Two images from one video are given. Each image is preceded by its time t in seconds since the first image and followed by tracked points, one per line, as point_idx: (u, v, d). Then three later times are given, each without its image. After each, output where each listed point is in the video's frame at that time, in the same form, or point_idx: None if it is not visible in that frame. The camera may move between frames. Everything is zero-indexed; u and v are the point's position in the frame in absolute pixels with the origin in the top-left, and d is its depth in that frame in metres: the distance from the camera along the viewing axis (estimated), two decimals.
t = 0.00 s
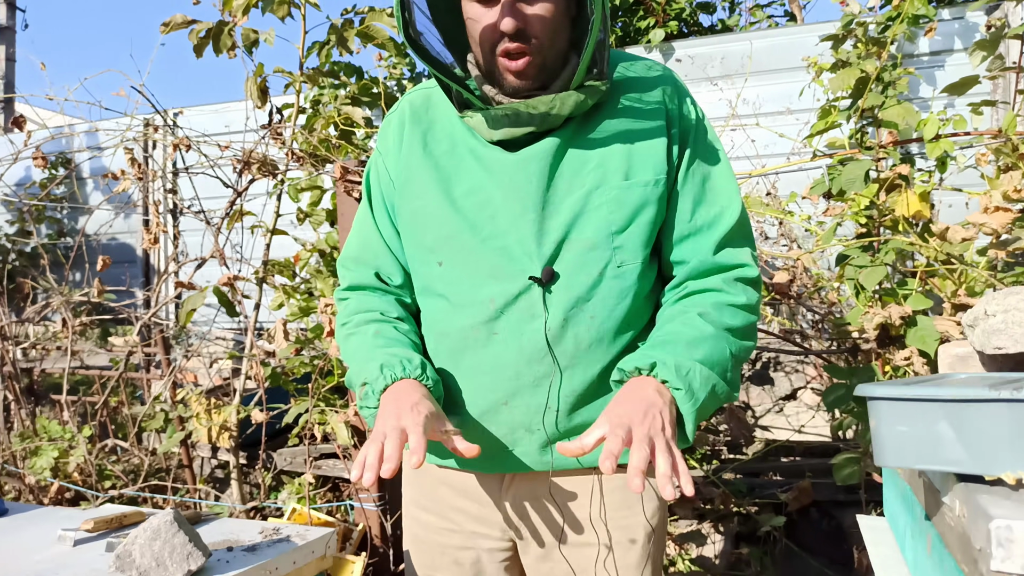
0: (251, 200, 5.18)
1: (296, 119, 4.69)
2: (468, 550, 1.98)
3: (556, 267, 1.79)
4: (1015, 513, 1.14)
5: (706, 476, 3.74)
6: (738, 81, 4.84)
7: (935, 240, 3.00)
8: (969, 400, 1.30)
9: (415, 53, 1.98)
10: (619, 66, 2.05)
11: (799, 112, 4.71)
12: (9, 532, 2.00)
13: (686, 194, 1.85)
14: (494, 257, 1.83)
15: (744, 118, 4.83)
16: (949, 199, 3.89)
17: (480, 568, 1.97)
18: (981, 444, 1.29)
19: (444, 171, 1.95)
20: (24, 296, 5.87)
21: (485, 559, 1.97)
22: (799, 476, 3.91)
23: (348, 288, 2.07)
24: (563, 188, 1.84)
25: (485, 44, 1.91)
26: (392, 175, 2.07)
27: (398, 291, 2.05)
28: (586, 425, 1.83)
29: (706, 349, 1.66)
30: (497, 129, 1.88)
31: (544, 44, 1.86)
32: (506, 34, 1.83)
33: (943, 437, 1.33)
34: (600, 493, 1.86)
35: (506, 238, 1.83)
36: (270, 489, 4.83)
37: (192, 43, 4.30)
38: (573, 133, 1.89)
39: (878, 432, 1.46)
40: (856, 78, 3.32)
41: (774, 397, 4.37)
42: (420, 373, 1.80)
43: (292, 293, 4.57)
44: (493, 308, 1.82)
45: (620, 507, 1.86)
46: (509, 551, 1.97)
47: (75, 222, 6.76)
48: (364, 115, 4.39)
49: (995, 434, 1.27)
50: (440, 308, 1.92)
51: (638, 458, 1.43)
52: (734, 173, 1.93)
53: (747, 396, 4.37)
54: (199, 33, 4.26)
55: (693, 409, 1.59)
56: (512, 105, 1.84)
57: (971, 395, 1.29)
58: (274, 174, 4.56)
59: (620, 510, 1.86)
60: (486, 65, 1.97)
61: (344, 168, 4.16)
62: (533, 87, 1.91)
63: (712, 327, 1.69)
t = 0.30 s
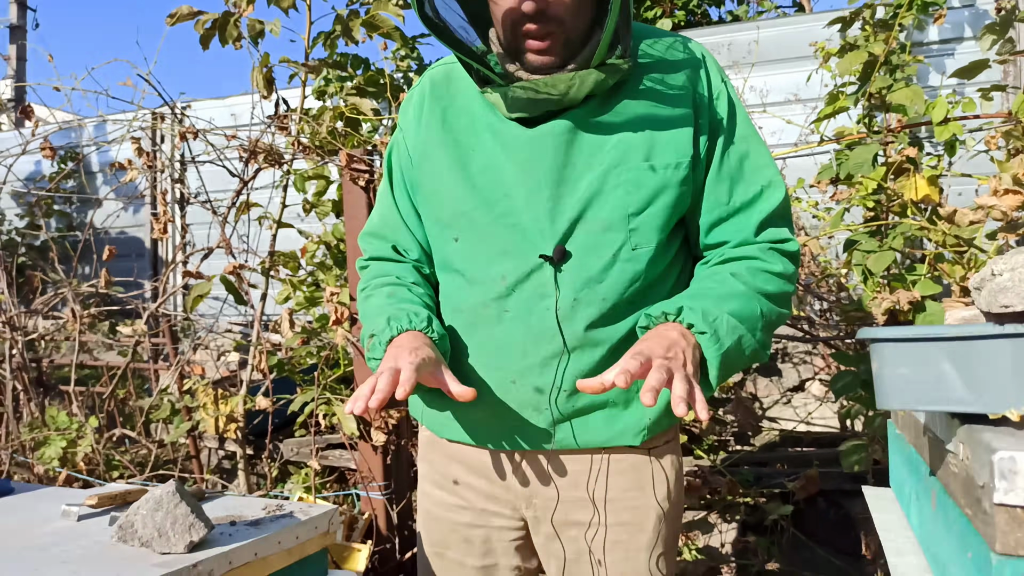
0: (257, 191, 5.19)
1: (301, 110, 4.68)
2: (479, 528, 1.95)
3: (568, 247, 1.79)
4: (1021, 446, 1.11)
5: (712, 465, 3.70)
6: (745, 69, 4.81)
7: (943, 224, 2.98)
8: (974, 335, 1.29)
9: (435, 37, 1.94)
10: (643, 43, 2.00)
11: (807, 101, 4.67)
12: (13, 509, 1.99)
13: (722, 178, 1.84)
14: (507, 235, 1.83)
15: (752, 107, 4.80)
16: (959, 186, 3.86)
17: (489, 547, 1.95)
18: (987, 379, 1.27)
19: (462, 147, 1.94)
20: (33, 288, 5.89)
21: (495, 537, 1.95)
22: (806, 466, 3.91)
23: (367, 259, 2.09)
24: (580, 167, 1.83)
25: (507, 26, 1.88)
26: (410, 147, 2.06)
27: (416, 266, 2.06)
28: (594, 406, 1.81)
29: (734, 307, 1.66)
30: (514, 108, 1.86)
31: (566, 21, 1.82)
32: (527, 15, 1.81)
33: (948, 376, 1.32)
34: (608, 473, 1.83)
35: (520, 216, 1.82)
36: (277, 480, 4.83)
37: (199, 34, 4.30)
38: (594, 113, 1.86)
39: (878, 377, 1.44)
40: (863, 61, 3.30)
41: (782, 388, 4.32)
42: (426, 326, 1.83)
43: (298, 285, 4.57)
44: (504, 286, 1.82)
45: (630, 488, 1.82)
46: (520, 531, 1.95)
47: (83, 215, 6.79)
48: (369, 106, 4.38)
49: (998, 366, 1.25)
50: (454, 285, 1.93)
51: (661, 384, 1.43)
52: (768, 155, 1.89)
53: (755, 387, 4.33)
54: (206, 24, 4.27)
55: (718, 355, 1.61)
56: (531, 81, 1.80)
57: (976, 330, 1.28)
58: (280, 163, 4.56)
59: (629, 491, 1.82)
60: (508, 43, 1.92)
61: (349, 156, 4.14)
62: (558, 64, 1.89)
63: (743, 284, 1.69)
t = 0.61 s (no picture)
0: (266, 183, 5.21)
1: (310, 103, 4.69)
2: (475, 509, 1.96)
3: (567, 213, 1.79)
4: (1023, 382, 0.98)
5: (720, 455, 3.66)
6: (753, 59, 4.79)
7: (952, 208, 2.97)
8: (976, 279, 1.12)
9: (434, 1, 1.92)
10: (640, 17, 2.03)
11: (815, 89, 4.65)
12: (21, 487, 2.00)
13: (718, 151, 1.83)
14: (508, 203, 1.84)
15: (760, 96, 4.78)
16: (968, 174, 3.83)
17: (485, 528, 1.96)
18: (986, 323, 1.12)
19: (463, 120, 1.96)
20: (44, 280, 5.94)
21: (490, 518, 1.96)
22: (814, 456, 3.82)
23: (369, 239, 2.10)
24: (580, 135, 1.83)
25: None
26: (412, 127, 2.08)
27: (418, 244, 2.07)
28: (594, 375, 1.80)
29: (722, 258, 1.67)
30: (514, 77, 1.87)
31: None
32: None
33: (949, 324, 1.16)
34: (606, 452, 1.83)
35: (520, 184, 1.83)
36: (285, 471, 4.84)
37: (208, 26, 4.32)
38: (594, 83, 1.86)
39: (877, 324, 1.28)
40: (870, 46, 3.30)
41: (790, 380, 4.29)
42: (427, 296, 1.83)
43: (307, 276, 4.58)
44: (504, 254, 1.83)
45: (630, 468, 1.82)
46: (516, 511, 1.97)
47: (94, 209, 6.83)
48: (378, 97, 4.38)
49: (997, 310, 1.10)
50: (455, 257, 1.94)
51: (636, 314, 1.46)
52: (763, 127, 1.89)
53: (763, 379, 4.29)
54: (215, 17, 4.29)
55: (699, 298, 1.62)
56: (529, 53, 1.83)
57: (977, 274, 1.11)
58: (288, 154, 4.57)
59: (629, 471, 1.82)
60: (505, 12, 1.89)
61: (357, 146, 4.15)
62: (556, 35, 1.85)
63: (732, 243, 1.69)
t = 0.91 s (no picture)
0: (276, 175, 5.22)
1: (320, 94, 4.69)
2: (463, 491, 1.94)
3: (560, 182, 1.80)
4: None
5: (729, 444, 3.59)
6: (763, 49, 4.76)
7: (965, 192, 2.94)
8: (984, 222, 1.11)
9: None
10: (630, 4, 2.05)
11: (825, 78, 4.62)
12: (32, 466, 2.01)
13: (701, 127, 1.83)
14: (500, 175, 1.85)
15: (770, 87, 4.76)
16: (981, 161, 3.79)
17: (473, 510, 1.93)
18: (997, 270, 1.11)
19: (455, 99, 1.97)
20: (57, 273, 5.97)
21: (479, 500, 1.93)
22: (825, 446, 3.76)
23: (358, 223, 2.10)
24: (571, 108, 1.84)
25: None
26: (404, 110, 2.09)
27: (407, 225, 2.08)
28: (586, 348, 1.81)
29: (709, 248, 1.66)
30: (505, 57, 1.87)
31: None
32: None
33: (958, 269, 1.15)
34: (599, 430, 1.83)
35: (512, 157, 1.84)
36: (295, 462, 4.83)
37: (219, 18, 4.34)
38: (585, 59, 1.87)
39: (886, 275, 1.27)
40: (880, 31, 3.27)
41: (801, 372, 4.25)
42: (419, 279, 1.84)
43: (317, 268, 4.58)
44: (496, 225, 1.84)
45: (622, 448, 1.81)
46: (504, 493, 1.94)
47: (107, 204, 6.87)
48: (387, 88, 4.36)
49: (1006, 254, 1.09)
50: (446, 231, 1.94)
51: (627, 315, 1.45)
52: (747, 108, 1.90)
53: (773, 371, 4.25)
54: (226, 8, 4.31)
55: (689, 291, 1.61)
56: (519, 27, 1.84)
57: (986, 216, 1.11)
58: (298, 145, 4.58)
59: (621, 451, 1.82)
60: None
61: (366, 136, 4.16)
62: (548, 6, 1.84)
63: (718, 231, 1.69)
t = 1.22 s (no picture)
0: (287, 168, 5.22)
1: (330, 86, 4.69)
2: (459, 474, 1.92)
3: (553, 153, 1.80)
4: None
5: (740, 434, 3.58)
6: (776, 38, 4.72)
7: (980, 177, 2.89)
8: (1002, 164, 0.98)
9: None
10: None
11: (839, 67, 4.58)
12: (45, 445, 2.03)
13: (697, 106, 1.82)
14: (494, 149, 1.85)
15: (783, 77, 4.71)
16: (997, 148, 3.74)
17: (470, 493, 1.93)
18: (1013, 212, 0.98)
19: (448, 77, 1.97)
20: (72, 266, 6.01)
21: (476, 482, 1.92)
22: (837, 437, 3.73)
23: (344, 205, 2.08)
24: (565, 83, 1.84)
25: None
26: (393, 92, 2.08)
27: (394, 205, 2.08)
28: (579, 318, 1.80)
29: (721, 179, 1.65)
30: (495, 28, 1.86)
31: None
32: None
33: (973, 217, 1.03)
34: (591, 410, 1.81)
35: (507, 131, 1.85)
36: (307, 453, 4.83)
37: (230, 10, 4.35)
38: (579, 33, 1.86)
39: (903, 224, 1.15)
40: (894, 16, 3.19)
41: (813, 364, 4.20)
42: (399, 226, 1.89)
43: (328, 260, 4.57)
44: (490, 197, 1.84)
45: (615, 428, 1.80)
46: (499, 475, 1.92)
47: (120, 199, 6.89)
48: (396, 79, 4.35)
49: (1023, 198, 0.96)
50: (439, 206, 1.94)
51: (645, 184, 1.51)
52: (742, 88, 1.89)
53: (785, 363, 4.21)
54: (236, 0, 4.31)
55: (705, 199, 1.60)
56: None
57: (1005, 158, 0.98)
58: (309, 137, 4.58)
59: (614, 431, 1.80)
60: None
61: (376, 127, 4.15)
62: None
63: (725, 170, 1.69)
